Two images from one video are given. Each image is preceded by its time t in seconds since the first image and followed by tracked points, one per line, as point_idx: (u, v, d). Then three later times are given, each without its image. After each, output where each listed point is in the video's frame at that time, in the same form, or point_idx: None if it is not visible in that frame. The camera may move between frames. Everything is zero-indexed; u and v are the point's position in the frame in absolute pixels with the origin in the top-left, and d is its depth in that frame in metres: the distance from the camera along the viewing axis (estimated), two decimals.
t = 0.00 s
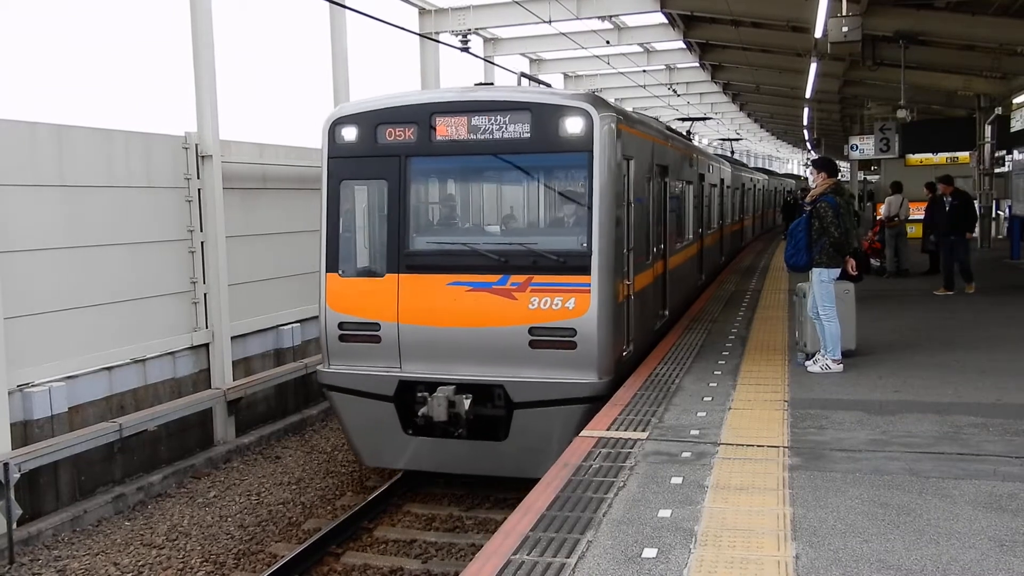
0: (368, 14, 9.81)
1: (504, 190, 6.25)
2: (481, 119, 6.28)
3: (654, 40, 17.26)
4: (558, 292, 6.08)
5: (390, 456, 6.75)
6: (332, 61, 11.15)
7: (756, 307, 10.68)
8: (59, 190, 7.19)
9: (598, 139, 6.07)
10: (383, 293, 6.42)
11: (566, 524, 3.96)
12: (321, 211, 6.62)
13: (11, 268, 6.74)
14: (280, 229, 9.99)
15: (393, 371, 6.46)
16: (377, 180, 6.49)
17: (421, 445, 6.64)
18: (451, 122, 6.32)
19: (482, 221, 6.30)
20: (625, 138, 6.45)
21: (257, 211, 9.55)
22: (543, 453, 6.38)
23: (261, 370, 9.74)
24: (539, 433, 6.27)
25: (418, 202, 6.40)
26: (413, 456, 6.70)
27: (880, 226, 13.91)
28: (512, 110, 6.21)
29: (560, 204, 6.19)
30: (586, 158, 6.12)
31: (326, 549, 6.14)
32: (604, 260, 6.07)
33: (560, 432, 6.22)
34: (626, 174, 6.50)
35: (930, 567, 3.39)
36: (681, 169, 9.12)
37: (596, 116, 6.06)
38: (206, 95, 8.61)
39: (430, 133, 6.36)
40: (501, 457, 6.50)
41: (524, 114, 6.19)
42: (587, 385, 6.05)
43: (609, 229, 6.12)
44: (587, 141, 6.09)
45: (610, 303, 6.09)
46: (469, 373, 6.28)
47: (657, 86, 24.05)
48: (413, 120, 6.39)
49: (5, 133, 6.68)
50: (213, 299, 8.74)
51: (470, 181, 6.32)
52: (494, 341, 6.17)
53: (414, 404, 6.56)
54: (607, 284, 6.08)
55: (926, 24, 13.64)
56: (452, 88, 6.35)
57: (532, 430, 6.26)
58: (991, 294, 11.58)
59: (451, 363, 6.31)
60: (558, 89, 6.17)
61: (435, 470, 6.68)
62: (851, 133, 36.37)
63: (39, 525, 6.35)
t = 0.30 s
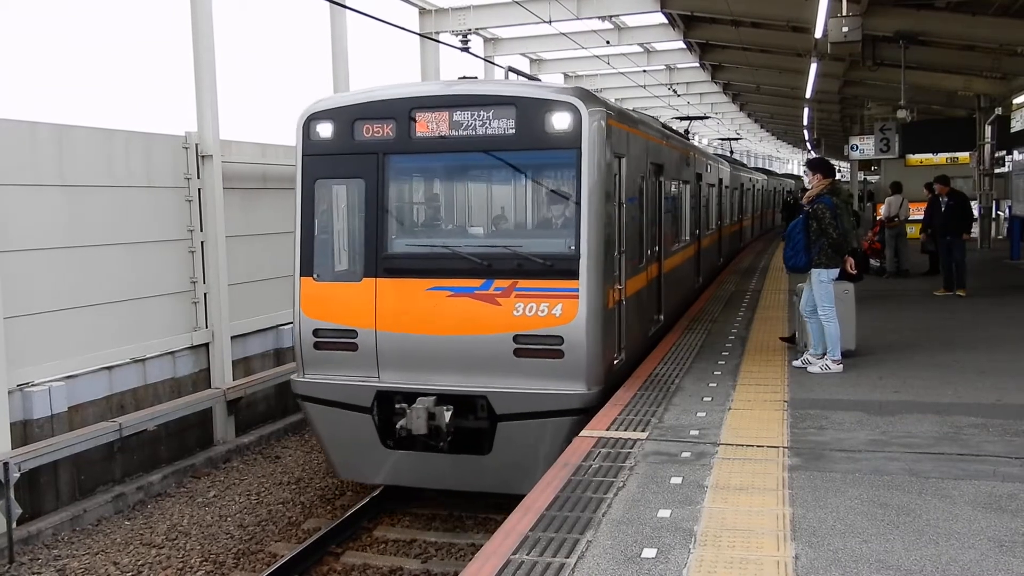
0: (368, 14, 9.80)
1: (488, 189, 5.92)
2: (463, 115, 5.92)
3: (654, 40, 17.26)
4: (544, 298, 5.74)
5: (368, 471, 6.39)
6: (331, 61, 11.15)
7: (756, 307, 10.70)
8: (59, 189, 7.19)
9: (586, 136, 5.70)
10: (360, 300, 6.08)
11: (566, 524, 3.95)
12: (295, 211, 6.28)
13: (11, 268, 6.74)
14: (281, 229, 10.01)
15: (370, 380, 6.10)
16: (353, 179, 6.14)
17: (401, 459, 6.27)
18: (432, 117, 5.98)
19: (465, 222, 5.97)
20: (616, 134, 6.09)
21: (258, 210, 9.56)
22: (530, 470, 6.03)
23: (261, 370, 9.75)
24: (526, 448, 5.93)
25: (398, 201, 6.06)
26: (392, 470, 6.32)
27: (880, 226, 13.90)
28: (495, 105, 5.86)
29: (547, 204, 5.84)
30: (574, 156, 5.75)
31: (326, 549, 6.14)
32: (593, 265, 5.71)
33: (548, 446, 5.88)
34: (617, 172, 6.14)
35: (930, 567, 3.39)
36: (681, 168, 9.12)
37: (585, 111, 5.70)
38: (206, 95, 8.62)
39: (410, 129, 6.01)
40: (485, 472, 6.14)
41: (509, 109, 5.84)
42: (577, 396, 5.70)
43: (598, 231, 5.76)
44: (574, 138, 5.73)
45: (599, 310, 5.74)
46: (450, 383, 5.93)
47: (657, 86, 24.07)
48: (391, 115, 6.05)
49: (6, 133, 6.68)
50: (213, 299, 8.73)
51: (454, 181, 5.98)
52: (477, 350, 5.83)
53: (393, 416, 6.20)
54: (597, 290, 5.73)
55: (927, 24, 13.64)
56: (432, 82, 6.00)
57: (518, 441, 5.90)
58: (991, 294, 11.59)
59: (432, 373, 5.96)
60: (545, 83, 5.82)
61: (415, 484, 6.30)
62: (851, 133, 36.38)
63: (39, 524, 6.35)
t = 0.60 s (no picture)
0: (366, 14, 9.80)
1: (473, 190, 5.70)
2: (447, 112, 5.71)
3: (654, 40, 17.26)
4: (531, 304, 5.53)
5: (350, 483, 6.17)
6: (331, 61, 11.15)
7: (756, 307, 10.73)
8: (60, 190, 7.19)
9: (576, 133, 5.48)
10: (341, 305, 5.86)
11: (566, 524, 3.96)
12: (273, 212, 6.05)
13: (12, 268, 6.76)
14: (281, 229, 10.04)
15: (350, 391, 5.88)
16: (332, 178, 5.92)
17: (383, 473, 6.04)
18: (414, 114, 5.75)
19: (449, 224, 5.75)
20: (607, 132, 5.86)
21: (258, 211, 9.57)
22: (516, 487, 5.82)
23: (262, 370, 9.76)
24: (514, 461, 5.73)
25: (380, 202, 5.83)
26: (375, 483, 6.09)
27: (881, 226, 13.87)
28: (480, 101, 5.65)
29: (535, 205, 5.62)
30: (563, 154, 5.53)
31: (327, 549, 6.14)
32: (582, 268, 5.49)
33: (536, 460, 5.67)
34: (608, 171, 5.91)
35: (930, 567, 3.39)
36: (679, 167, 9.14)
37: (574, 107, 5.47)
38: (206, 95, 8.62)
39: (391, 126, 5.79)
40: (471, 487, 5.91)
41: (495, 106, 5.63)
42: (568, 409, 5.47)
43: (588, 233, 5.54)
44: (563, 135, 5.51)
45: (589, 315, 5.52)
46: (434, 394, 5.72)
47: (658, 86, 24.10)
48: (372, 112, 5.82)
49: (7, 134, 6.69)
50: (214, 300, 8.74)
51: (440, 182, 5.75)
52: (462, 359, 5.63)
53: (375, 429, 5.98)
54: (586, 294, 5.50)
55: (927, 24, 13.64)
56: (414, 78, 5.79)
57: (506, 452, 5.69)
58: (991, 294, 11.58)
59: (415, 382, 5.76)
60: (533, 79, 5.61)
61: (399, 498, 6.07)
62: (852, 133, 36.37)
63: (40, 525, 6.35)
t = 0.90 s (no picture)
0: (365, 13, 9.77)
1: (462, 190, 5.33)
2: (431, 107, 5.34)
3: (655, 40, 17.24)
4: (519, 309, 5.15)
5: (330, 499, 5.80)
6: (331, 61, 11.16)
7: (756, 307, 10.75)
8: (59, 191, 7.19)
9: (566, 131, 5.12)
10: (319, 312, 5.50)
11: (566, 525, 3.96)
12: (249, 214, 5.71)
13: (12, 269, 6.76)
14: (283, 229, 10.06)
15: (329, 401, 5.51)
16: (311, 179, 5.57)
17: (365, 485, 5.69)
18: (397, 111, 5.40)
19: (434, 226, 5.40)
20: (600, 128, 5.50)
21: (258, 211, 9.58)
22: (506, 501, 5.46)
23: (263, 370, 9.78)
24: (503, 474, 5.38)
25: (359, 204, 5.48)
26: (357, 496, 5.73)
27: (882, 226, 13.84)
28: (467, 96, 5.29)
29: (525, 206, 5.25)
30: (553, 152, 5.16)
31: (327, 550, 6.13)
32: (573, 272, 5.12)
33: (526, 473, 5.33)
34: (600, 170, 5.55)
35: (930, 568, 3.39)
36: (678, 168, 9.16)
37: (563, 103, 5.11)
38: (206, 96, 8.62)
39: (373, 123, 5.43)
40: (457, 503, 5.55)
41: (482, 101, 5.26)
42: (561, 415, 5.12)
43: (580, 236, 5.17)
44: (552, 133, 5.14)
45: (581, 323, 5.15)
46: (417, 404, 5.35)
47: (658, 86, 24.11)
48: (353, 109, 5.47)
49: (7, 135, 6.70)
50: (214, 301, 8.74)
51: (427, 181, 5.38)
52: (447, 368, 5.25)
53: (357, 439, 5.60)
54: (578, 301, 5.13)
55: (926, 24, 13.63)
56: (399, 73, 5.44)
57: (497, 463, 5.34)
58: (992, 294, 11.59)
59: (397, 392, 5.38)
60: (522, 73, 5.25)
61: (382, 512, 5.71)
62: (852, 133, 36.41)
63: (40, 525, 6.35)
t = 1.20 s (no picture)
0: (364, 14, 9.74)
1: (453, 192, 5.10)
2: (416, 105, 5.12)
3: (654, 40, 17.23)
4: (508, 315, 4.95)
5: (314, 512, 5.56)
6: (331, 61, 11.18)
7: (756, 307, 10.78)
8: (60, 192, 7.21)
9: (556, 129, 4.91)
10: (299, 318, 5.27)
11: (566, 525, 3.96)
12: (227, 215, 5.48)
13: (13, 270, 6.77)
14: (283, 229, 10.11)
15: (311, 410, 5.30)
16: (291, 179, 5.34)
17: (350, 497, 5.44)
18: (380, 108, 5.17)
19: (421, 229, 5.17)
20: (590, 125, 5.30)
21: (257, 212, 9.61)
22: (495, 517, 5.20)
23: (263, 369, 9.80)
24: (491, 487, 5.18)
25: (342, 205, 5.25)
26: (343, 508, 5.49)
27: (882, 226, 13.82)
28: (453, 93, 5.07)
29: (515, 207, 5.04)
30: (543, 151, 4.96)
31: (327, 550, 6.14)
32: (564, 276, 4.92)
33: (515, 486, 5.09)
34: (591, 170, 5.36)
35: (930, 568, 3.39)
36: (676, 168, 9.20)
37: (553, 100, 4.91)
38: (206, 97, 8.65)
39: (355, 121, 5.21)
40: (444, 516, 5.30)
41: (470, 99, 5.05)
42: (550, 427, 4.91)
43: (571, 238, 4.97)
44: (542, 131, 4.94)
45: (572, 328, 4.95)
46: (403, 413, 5.14)
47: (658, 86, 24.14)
48: (335, 107, 5.24)
49: (7, 136, 6.70)
50: (214, 302, 8.76)
51: (415, 182, 5.16)
52: (434, 376, 5.05)
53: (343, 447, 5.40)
54: (569, 305, 4.93)
55: (926, 25, 13.63)
56: (383, 68, 5.22)
57: (488, 473, 5.09)
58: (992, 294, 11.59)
59: (382, 401, 5.17)
60: (511, 69, 5.04)
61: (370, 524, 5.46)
62: (852, 133, 36.41)
63: (40, 526, 6.35)
